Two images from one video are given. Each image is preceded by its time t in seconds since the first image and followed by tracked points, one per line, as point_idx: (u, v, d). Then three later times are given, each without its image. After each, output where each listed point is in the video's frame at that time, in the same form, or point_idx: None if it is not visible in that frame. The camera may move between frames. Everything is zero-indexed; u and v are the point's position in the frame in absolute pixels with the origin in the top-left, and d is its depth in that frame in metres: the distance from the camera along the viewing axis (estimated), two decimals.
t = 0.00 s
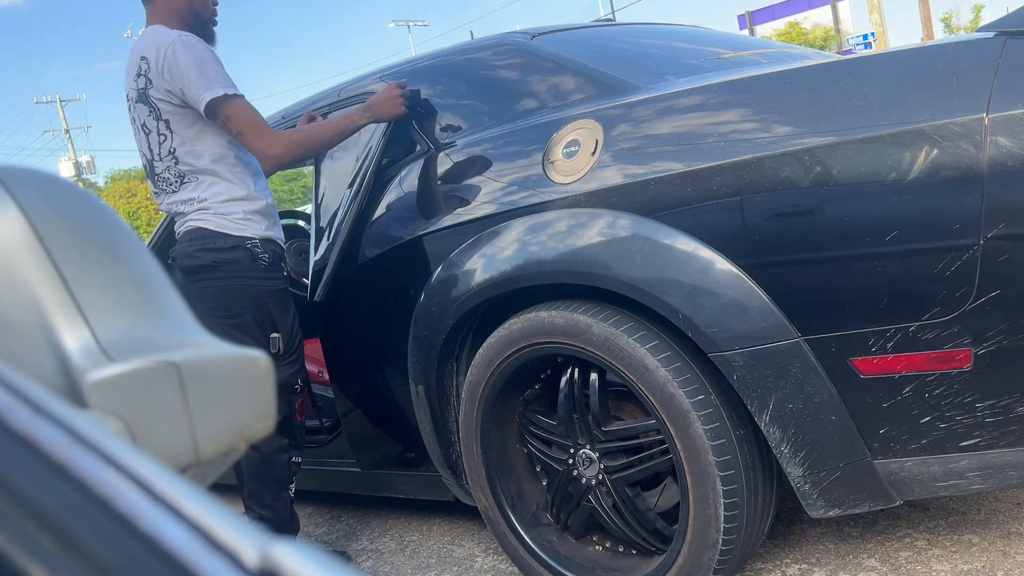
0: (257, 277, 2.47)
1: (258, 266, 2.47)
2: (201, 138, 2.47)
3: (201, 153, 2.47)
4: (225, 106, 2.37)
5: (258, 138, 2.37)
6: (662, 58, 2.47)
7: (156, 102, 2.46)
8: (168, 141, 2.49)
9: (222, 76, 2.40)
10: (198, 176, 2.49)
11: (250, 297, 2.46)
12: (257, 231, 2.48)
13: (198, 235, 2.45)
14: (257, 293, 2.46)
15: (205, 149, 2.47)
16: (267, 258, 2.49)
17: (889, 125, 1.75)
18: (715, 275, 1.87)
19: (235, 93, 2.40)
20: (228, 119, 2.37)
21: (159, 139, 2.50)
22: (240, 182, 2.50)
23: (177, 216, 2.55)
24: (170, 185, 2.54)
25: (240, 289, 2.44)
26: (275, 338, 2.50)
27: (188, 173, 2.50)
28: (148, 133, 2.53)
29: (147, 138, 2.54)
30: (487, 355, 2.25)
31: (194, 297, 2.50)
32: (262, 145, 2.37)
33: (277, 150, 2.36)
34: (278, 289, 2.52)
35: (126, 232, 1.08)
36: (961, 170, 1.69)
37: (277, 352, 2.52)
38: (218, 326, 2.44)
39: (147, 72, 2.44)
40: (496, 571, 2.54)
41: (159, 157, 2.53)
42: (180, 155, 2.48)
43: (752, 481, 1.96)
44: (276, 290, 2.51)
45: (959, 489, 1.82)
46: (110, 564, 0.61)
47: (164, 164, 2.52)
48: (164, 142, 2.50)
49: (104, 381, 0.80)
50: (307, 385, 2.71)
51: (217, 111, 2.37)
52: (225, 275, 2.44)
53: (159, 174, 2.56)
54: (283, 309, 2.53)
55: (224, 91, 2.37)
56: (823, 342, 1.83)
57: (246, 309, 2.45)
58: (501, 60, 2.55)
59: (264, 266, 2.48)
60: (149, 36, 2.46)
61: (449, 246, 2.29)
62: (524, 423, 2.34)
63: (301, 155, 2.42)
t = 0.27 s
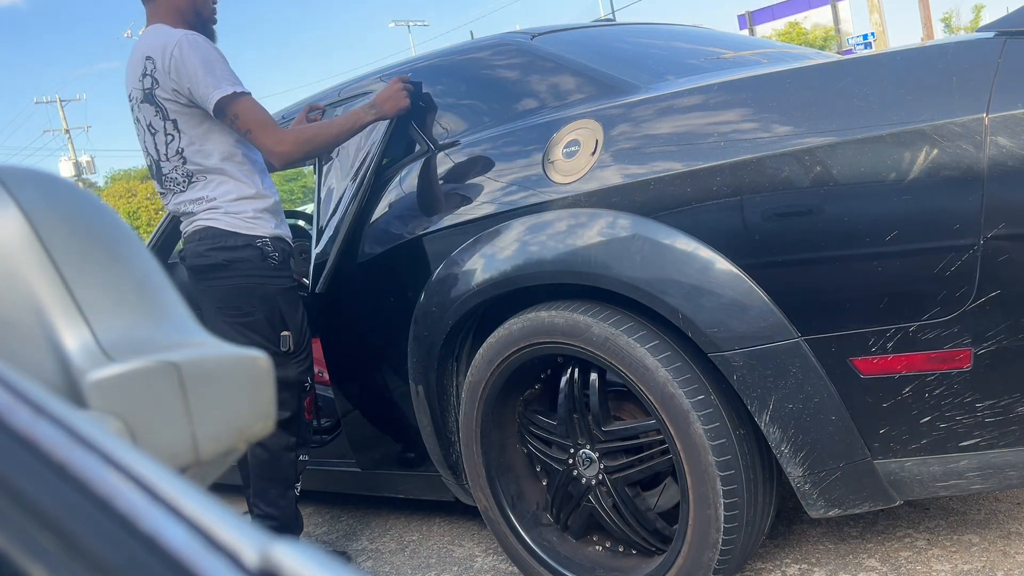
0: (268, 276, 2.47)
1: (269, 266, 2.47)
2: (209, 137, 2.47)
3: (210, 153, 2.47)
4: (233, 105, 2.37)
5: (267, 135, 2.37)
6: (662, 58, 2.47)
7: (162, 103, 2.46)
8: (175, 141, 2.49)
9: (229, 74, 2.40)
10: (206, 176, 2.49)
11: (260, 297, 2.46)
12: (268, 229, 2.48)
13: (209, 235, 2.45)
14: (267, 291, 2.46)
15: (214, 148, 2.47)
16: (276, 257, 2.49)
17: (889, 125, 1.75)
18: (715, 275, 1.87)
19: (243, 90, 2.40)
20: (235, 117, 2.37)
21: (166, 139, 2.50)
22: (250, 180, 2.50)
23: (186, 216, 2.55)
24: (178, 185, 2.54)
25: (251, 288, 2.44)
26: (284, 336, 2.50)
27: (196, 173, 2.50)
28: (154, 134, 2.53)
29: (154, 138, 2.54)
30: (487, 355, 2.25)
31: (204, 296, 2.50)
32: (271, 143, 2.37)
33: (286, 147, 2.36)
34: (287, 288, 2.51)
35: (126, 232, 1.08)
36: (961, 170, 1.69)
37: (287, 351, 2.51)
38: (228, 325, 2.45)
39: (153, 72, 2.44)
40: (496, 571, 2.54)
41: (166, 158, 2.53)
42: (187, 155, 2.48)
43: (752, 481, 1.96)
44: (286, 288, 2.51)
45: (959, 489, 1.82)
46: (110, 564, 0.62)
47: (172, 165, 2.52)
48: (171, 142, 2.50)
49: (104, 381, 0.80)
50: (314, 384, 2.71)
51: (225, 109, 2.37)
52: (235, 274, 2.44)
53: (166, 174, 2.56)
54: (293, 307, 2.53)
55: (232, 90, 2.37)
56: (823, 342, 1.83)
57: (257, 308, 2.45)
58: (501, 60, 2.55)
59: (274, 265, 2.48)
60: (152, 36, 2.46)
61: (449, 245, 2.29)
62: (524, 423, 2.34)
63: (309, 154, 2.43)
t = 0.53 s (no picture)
0: (272, 275, 2.47)
1: (272, 265, 2.47)
2: (212, 137, 2.47)
3: (213, 153, 2.47)
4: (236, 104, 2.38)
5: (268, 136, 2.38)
6: (662, 58, 2.47)
7: (164, 102, 2.46)
8: (177, 140, 2.48)
9: (232, 75, 2.40)
10: (208, 176, 2.49)
11: (264, 296, 2.45)
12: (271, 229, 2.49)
13: (211, 235, 2.45)
14: (271, 290, 2.46)
15: (217, 149, 2.47)
16: (280, 256, 2.49)
17: (889, 125, 1.75)
18: (715, 275, 1.87)
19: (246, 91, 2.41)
20: (238, 118, 2.38)
21: (168, 139, 2.49)
22: (253, 181, 2.51)
23: (188, 216, 2.54)
24: (180, 185, 2.53)
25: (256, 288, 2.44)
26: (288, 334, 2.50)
27: (198, 173, 2.50)
28: (155, 134, 2.52)
29: (155, 138, 2.53)
30: (487, 355, 2.25)
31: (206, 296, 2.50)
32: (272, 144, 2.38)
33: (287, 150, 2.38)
34: (290, 288, 2.51)
35: (127, 232, 1.08)
36: (961, 170, 1.69)
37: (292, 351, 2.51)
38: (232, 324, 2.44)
39: (155, 72, 2.43)
40: (496, 571, 2.54)
41: (168, 158, 2.53)
42: (190, 155, 2.48)
43: (752, 481, 1.96)
44: (290, 287, 2.51)
45: (959, 489, 1.82)
46: (110, 564, 0.62)
47: (173, 165, 2.52)
48: (172, 142, 2.49)
49: (104, 381, 0.80)
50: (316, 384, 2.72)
51: (228, 109, 2.37)
52: (238, 274, 2.44)
53: (167, 175, 2.55)
54: (296, 307, 2.52)
55: (236, 90, 2.37)
56: (823, 342, 1.83)
57: (261, 307, 2.45)
58: (501, 60, 2.55)
59: (277, 264, 2.48)
60: (153, 36, 2.45)
61: (449, 245, 2.29)
62: (524, 423, 2.34)
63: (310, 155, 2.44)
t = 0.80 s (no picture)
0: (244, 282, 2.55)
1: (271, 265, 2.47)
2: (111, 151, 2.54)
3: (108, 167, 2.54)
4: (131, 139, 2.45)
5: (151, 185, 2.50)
6: (662, 58, 2.47)
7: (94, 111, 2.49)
8: (84, 147, 2.53)
9: (158, 105, 2.50)
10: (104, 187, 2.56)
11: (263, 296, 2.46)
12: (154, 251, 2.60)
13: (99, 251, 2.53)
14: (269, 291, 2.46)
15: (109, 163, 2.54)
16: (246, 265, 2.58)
17: (889, 125, 1.75)
18: (715, 275, 1.87)
19: (166, 124, 2.52)
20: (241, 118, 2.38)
21: (75, 144, 2.53)
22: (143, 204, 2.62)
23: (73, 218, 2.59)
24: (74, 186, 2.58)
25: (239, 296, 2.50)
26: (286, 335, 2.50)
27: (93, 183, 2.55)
28: (61, 137, 2.56)
29: (64, 140, 2.56)
30: (487, 355, 2.25)
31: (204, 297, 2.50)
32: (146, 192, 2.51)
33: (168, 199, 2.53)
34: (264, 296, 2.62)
35: (127, 232, 1.08)
36: (960, 170, 1.69)
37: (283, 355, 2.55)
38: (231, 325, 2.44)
39: (87, 81, 2.47)
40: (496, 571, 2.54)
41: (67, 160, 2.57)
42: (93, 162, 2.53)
43: (752, 481, 1.96)
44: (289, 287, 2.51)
45: (959, 489, 1.82)
46: (111, 565, 0.62)
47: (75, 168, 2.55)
48: (77, 149, 2.54)
49: (104, 381, 0.80)
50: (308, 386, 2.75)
51: (134, 144, 2.47)
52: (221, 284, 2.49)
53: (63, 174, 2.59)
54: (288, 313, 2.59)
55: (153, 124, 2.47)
56: (823, 342, 1.83)
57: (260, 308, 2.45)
58: (501, 59, 2.55)
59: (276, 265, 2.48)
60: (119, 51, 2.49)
61: (449, 245, 2.29)
62: (524, 423, 2.34)
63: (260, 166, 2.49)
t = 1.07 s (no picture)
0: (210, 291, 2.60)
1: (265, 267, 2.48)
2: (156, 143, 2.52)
3: (151, 160, 2.51)
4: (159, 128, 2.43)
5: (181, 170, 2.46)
6: (662, 58, 2.47)
7: (127, 103, 2.44)
8: (125, 141, 2.47)
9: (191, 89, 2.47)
10: (149, 180, 2.53)
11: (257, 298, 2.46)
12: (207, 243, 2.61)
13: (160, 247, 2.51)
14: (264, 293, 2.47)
15: (151, 154, 2.51)
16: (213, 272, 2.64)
17: (890, 125, 1.75)
18: (715, 275, 1.87)
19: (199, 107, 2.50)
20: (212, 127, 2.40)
21: (115, 138, 2.47)
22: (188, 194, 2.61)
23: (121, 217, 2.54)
24: (116, 184, 2.52)
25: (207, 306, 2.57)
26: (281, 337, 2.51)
27: (139, 176, 2.51)
28: (97, 130, 2.48)
29: (98, 135, 2.49)
30: (487, 355, 2.25)
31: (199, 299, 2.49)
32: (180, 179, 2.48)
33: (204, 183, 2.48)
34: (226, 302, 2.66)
35: (126, 233, 1.08)
36: (960, 170, 1.69)
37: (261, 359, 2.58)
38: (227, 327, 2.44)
39: (116, 72, 2.41)
40: (496, 571, 2.54)
41: (108, 156, 2.50)
42: (138, 156, 2.49)
43: (752, 482, 1.96)
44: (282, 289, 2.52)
45: (959, 489, 1.82)
46: (111, 564, 0.62)
47: (116, 163, 2.50)
48: (119, 142, 2.48)
49: (104, 381, 0.80)
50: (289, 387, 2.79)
51: (165, 132, 2.43)
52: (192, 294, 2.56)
53: (103, 172, 2.52)
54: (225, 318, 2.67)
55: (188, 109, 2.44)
56: (823, 343, 1.83)
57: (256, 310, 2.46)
58: (501, 59, 2.55)
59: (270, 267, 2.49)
60: (126, 38, 2.44)
61: (448, 245, 2.29)
62: (524, 423, 2.34)
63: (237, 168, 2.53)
